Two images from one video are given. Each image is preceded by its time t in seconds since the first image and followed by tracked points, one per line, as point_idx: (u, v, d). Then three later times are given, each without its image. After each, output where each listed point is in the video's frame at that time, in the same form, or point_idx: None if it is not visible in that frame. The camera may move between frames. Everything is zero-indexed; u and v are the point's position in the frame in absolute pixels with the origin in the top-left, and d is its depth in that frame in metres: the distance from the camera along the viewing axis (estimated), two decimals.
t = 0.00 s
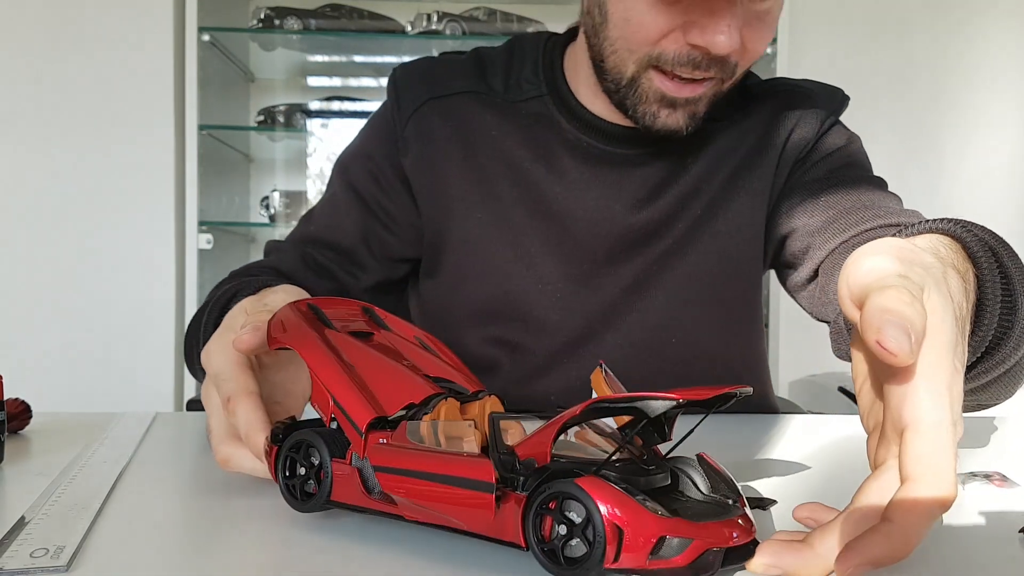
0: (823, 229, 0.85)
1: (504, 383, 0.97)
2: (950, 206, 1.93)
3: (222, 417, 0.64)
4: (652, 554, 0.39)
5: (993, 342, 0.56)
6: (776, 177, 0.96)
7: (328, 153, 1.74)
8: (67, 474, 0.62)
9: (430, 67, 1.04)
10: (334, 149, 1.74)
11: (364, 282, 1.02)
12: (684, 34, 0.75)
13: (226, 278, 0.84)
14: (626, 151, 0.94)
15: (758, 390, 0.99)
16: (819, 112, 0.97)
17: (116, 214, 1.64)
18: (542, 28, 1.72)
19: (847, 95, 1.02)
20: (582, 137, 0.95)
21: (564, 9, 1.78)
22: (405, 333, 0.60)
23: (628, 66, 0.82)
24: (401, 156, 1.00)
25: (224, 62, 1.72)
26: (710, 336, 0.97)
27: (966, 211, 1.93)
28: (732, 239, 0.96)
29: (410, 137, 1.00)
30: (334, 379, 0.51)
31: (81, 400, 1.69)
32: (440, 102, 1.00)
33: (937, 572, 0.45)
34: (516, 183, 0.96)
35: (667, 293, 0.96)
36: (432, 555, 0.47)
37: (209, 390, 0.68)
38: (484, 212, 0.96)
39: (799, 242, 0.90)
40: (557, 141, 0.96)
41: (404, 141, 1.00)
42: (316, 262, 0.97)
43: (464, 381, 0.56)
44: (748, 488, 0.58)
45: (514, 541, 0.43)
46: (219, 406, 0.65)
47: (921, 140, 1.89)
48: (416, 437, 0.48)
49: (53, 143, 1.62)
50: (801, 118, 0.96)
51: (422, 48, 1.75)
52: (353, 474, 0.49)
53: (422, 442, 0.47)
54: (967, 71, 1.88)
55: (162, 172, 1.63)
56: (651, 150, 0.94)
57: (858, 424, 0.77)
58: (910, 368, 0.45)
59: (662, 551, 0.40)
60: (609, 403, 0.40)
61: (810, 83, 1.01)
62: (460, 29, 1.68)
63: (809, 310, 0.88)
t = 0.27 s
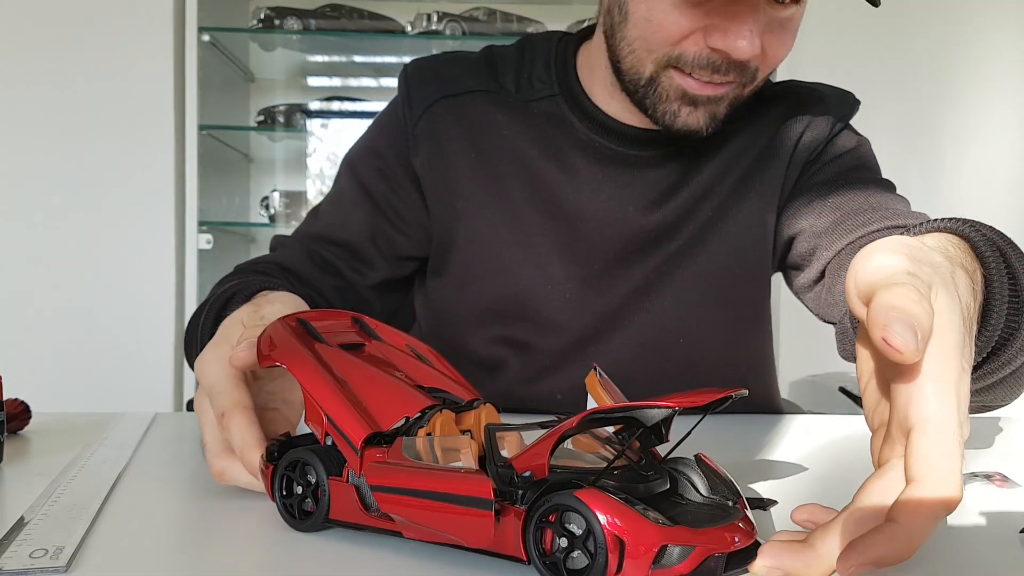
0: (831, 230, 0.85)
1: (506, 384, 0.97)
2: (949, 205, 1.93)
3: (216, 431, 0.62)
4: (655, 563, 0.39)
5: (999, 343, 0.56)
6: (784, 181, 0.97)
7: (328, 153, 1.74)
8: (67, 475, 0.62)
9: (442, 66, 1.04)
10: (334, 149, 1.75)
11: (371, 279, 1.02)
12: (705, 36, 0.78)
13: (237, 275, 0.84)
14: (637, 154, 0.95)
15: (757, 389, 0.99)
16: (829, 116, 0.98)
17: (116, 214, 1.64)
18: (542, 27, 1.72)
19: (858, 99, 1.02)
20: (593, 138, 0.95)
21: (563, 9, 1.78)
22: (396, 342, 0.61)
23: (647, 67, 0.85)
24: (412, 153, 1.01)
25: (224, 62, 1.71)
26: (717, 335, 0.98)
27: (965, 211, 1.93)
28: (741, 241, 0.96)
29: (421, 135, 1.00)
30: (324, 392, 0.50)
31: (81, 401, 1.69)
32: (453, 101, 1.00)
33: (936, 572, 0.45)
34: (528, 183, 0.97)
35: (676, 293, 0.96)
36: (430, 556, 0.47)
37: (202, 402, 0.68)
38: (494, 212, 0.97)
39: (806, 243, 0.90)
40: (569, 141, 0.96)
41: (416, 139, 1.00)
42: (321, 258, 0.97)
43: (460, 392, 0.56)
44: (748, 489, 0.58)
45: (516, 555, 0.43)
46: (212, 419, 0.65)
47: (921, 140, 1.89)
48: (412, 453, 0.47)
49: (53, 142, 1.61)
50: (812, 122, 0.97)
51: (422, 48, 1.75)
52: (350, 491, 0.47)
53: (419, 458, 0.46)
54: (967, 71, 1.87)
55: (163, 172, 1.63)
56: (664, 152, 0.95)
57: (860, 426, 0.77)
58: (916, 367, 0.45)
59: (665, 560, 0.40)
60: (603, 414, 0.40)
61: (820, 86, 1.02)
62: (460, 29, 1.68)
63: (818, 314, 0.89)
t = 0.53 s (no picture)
0: (838, 231, 0.86)
1: (506, 383, 0.96)
2: (950, 205, 1.92)
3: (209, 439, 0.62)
4: (655, 565, 0.39)
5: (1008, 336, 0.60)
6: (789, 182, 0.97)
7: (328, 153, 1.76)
8: (66, 475, 0.61)
9: (445, 67, 1.04)
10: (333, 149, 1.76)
11: (374, 280, 1.01)
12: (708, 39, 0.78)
13: (237, 276, 0.83)
14: (642, 155, 0.95)
15: (758, 389, 0.99)
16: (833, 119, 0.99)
17: (115, 213, 1.64)
18: (542, 26, 1.71)
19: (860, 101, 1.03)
20: (597, 138, 0.95)
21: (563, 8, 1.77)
22: (396, 343, 0.61)
23: (653, 71, 0.86)
24: (415, 154, 1.01)
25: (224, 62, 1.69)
26: (720, 336, 0.98)
27: (966, 210, 1.93)
28: (744, 242, 0.96)
29: (424, 135, 1.00)
30: (322, 393, 0.50)
31: (80, 401, 1.69)
32: (457, 101, 1.00)
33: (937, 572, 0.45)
34: (532, 184, 0.97)
35: (679, 294, 0.96)
36: (429, 556, 0.47)
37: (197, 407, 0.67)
38: (499, 213, 0.97)
39: (813, 244, 0.91)
40: (575, 142, 0.97)
41: (419, 139, 1.00)
42: (324, 259, 0.96)
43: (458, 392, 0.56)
44: (748, 489, 0.58)
45: (515, 558, 0.43)
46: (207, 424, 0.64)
47: (921, 140, 1.89)
48: (411, 455, 0.47)
49: (52, 142, 1.61)
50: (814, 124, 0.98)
51: (421, 48, 1.74)
52: (350, 494, 0.47)
53: (418, 460, 0.46)
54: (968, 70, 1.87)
55: (162, 172, 1.62)
56: (665, 155, 0.95)
57: (861, 426, 0.77)
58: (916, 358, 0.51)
59: (665, 561, 0.40)
60: (603, 415, 0.40)
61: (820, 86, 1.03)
62: (459, 28, 1.67)
63: (826, 317, 0.88)
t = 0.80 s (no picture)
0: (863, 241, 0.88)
1: (507, 385, 0.96)
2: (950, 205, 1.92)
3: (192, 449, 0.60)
4: (655, 565, 0.39)
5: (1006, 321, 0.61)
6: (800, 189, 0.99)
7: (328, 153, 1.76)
8: (67, 475, 0.61)
9: (445, 68, 1.03)
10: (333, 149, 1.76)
11: (372, 285, 1.01)
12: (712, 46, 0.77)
13: (232, 282, 0.83)
14: (642, 158, 0.94)
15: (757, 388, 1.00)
16: (837, 125, 1.00)
17: (115, 213, 1.64)
18: (542, 26, 1.71)
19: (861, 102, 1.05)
20: (598, 141, 0.95)
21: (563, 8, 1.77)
22: (396, 343, 0.61)
23: (656, 76, 0.85)
24: (416, 156, 1.00)
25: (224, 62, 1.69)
26: (720, 337, 0.98)
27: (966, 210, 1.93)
28: (749, 246, 0.97)
29: (425, 137, 0.99)
30: (322, 394, 0.50)
31: (80, 401, 1.69)
32: (458, 104, 0.99)
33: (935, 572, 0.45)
34: (534, 188, 0.96)
35: (680, 297, 0.96)
36: (429, 556, 0.47)
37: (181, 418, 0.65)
38: (503, 217, 0.96)
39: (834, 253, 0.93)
40: (575, 144, 0.96)
41: (420, 142, 1.00)
42: (322, 263, 0.97)
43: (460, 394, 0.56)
44: (748, 489, 0.58)
45: (515, 558, 0.43)
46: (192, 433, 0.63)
47: (921, 139, 1.89)
48: (411, 456, 0.46)
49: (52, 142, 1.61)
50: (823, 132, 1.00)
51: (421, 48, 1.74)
52: (350, 494, 0.47)
53: (418, 460, 0.46)
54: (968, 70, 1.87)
55: (162, 171, 1.62)
56: (666, 158, 0.94)
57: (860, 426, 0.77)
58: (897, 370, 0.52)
59: (665, 561, 0.40)
60: (604, 415, 0.40)
61: (819, 90, 1.04)
62: (459, 28, 1.67)
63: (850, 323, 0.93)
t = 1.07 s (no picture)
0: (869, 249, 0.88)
1: (509, 387, 0.96)
2: (950, 205, 1.92)
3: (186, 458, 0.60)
4: (656, 565, 0.39)
5: (1003, 355, 0.62)
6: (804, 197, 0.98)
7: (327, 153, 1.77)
8: (67, 475, 0.61)
9: (453, 70, 1.03)
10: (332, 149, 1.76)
11: (375, 287, 1.01)
12: (736, 59, 0.76)
13: (228, 285, 0.84)
14: (646, 164, 0.94)
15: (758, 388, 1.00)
16: (843, 132, 0.99)
17: (115, 213, 1.64)
18: (542, 26, 1.71)
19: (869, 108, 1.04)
20: (608, 147, 0.94)
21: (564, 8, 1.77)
22: (395, 343, 0.61)
23: (673, 81, 0.84)
24: (422, 159, 1.00)
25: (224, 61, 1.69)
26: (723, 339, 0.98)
27: (965, 210, 1.93)
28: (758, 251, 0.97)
29: (431, 139, 0.99)
30: (322, 394, 0.50)
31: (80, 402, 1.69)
32: (465, 107, 0.99)
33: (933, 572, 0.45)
34: (541, 193, 0.96)
35: (683, 302, 0.97)
36: (429, 556, 0.47)
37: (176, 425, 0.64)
38: (511, 222, 0.96)
39: (840, 262, 0.92)
40: (584, 148, 0.95)
41: (426, 144, 0.99)
42: (324, 264, 0.97)
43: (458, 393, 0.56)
44: (748, 489, 0.58)
45: (515, 558, 0.43)
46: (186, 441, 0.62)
47: (921, 139, 1.89)
48: (412, 457, 0.46)
49: (51, 143, 1.61)
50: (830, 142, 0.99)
51: (421, 47, 1.74)
52: (350, 494, 0.47)
53: (418, 461, 0.46)
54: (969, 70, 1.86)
55: (162, 171, 1.62)
56: (676, 166, 0.94)
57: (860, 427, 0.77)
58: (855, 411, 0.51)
59: (665, 562, 0.40)
60: (604, 415, 0.40)
61: (834, 93, 1.04)
62: (459, 28, 1.67)
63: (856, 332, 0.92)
